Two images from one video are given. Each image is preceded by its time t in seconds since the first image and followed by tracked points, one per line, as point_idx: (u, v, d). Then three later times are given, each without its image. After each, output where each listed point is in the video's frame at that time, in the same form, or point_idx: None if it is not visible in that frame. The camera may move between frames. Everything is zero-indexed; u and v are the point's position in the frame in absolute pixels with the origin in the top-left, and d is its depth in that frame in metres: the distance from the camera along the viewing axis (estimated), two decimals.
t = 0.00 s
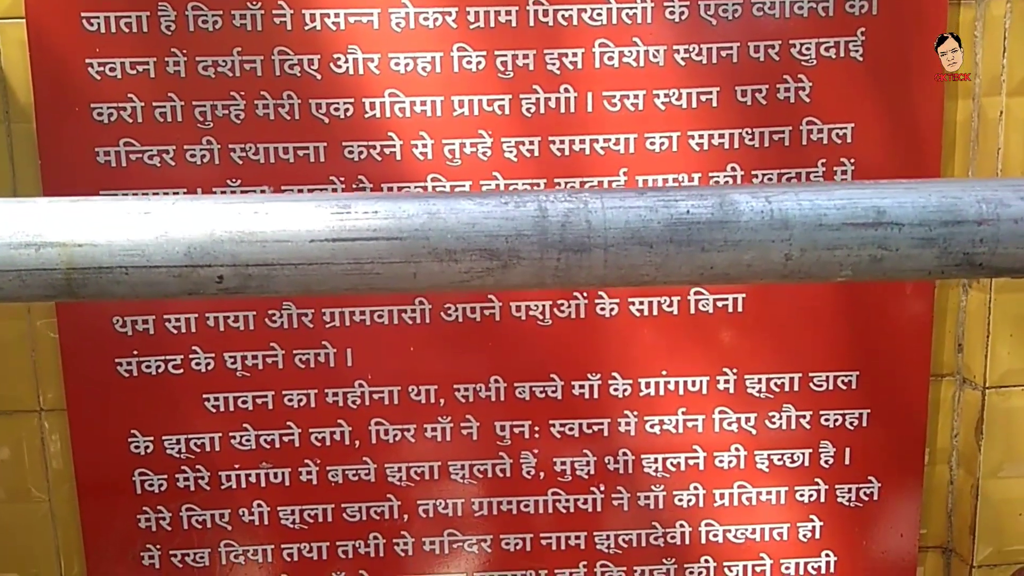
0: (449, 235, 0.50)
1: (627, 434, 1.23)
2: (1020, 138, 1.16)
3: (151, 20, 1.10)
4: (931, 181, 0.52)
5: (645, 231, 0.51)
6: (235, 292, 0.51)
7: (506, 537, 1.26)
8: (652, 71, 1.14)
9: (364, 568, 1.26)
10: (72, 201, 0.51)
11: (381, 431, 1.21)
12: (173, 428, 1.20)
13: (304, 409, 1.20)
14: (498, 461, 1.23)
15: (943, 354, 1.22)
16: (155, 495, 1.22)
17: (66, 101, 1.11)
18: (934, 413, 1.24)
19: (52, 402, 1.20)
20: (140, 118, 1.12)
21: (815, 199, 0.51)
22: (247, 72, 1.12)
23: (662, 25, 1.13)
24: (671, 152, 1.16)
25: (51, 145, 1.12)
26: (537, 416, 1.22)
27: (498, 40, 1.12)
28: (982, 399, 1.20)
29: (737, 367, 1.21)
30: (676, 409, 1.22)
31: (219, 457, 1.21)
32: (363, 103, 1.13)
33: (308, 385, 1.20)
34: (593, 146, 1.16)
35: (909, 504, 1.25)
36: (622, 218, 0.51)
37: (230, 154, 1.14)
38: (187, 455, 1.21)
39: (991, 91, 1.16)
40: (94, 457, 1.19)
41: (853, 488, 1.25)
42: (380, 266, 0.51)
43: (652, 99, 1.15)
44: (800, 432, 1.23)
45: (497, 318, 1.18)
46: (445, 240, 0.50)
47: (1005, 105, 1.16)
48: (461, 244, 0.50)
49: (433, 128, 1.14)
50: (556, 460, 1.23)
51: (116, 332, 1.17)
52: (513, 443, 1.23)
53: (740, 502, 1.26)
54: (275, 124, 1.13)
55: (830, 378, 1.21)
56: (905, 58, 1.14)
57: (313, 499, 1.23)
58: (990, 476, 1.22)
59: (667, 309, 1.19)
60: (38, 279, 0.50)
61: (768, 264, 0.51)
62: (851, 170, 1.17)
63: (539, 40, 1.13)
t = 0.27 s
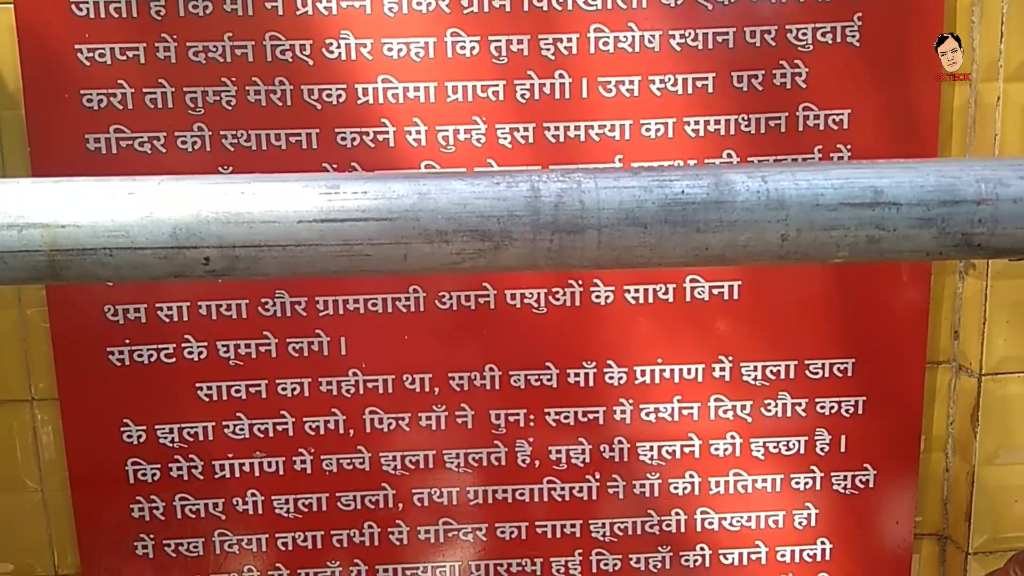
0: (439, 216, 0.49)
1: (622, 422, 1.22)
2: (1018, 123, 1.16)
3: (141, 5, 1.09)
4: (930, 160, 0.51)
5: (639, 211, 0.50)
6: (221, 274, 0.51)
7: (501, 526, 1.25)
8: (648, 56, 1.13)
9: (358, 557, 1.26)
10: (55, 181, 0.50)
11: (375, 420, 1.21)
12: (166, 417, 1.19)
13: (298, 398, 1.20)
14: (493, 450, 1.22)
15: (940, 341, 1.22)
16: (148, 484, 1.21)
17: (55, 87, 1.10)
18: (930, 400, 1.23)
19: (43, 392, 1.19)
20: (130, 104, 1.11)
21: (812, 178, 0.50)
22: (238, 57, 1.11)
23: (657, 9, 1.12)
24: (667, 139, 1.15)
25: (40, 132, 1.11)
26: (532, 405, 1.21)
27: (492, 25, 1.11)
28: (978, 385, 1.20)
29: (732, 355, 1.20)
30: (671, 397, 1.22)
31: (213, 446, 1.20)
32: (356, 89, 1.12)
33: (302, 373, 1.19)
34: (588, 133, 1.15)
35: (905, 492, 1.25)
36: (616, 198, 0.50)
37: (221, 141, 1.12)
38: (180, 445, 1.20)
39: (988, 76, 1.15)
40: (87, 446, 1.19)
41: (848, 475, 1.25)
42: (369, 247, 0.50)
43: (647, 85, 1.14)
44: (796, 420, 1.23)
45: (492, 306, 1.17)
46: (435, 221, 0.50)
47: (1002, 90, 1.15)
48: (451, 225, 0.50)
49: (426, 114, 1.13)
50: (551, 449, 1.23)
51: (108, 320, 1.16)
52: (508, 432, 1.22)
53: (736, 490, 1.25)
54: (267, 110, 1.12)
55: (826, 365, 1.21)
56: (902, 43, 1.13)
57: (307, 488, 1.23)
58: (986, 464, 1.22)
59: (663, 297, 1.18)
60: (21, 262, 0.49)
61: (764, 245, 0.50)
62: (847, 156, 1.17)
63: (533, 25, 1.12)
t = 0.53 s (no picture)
0: (429, 187, 0.48)
1: (616, 406, 1.22)
2: (1017, 103, 1.15)
3: None
4: (933, 130, 0.50)
5: (634, 182, 0.49)
6: (203, 248, 0.49)
7: (494, 511, 1.24)
8: (643, 36, 1.12)
9: (351, 542, 1.25)
10: (29, 150, 0.48)
11: (368, 404, 1.20)
12: (156, 402, 1.18)
13: (289, 383, 1.18)
14: (486, 435, 1.21)
15: (936, 324, 1.21)
16: (138, 470, 1.20)
17: (39, 67, 1.08)
18: (927, 383, 1.23)
19: (30, 377, 1.17)
20: (117, 84, 1.09)
21: (813, 148, 0.49)
22: (226, 37, 1.09)
23: None
24: (662, 120, 1.14)
25: (25, 112, 1.09)
26: (525, 389, 1.20)
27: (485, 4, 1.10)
28: (975, 368, 1.19)
29: (728, 338, 1.20)
30: (666, 381, 1.21)
31: (203, 431, 1.19)
32: (346, 69, 1.10)
33: (293, 358, 1.17)
34: (583, 114, 1.13)
35: (900, 475, 1.24)
36: (611, 169, 0.49)
37: (210, 121, 1.11)
38: (170, 430, 1.19)
39: (987, 57, 1.14)
40: (76, 432, 1.18)
41: (844, 459, 1.24)
42: (356, 219, 0.49)
43: (643, 65, 1.12)
44: (791, 404, 1.22)
45: (485, 290, 1.16)
46: (424, 192, 0.48)
47: (1001, 70, 1.14)
48: (441, 196, 0.48)
49: (418, 95, 1.11)
50: (545, 433, 1.22)
51: (96, 304, 1.14)
52: (501, 416, 1.21)
53: (730, 475, 1.25)
54: (256, 90, 1.10)
55: (821, 349, 1.20)
56: (900, 22, 1.12)
57: (299, 473, 1.22)
58: (983, 448, 1.22)
59: (657, 280, 1.17)
60: None
61: (763, 217, 0.49)
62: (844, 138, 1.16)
63: (526, 4, 1.10)
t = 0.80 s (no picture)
0: (422, 158, 0.47)
1: (614, 391, 1.21)
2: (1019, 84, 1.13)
3: None
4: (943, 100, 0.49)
5: (634, 152, 0.48)
6: (188, 221, 0.48)
7: (492, 496, 1.24)
8: (641, 17, 1.10)
9: (348, 528, 1.24)
10: (5, 120, 0.47)
11: (364, 390, 1.19)
12: (150, 388, 1.17)
13: (284, 368, 1.17)
14: (483, 420, 1.21)
15: (935, 309, 1.20)
16: (132, 456, 1.19)
17: (28, 48, 1.06)
18: (925, 368, 1.22)
19: (22, 363, 1.16)
20: (107, 66, 1.08)
21: (818, 118, 0.48)
22: (218, 17, 1.07)
23: None
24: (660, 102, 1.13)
25: (14, 94, 1.07)
26: (522, 374, 1.19)
27: None
28: (974, 353, 1.19)
29: (726, 322, 1.19)
30: (664, 366, 1.20)
31: (198, 418, 1.18)
32: (340, 50, 1.09)
33: (288, 343, 1.16)
34: (580, 96, 1.12)
35: (899, 460, 1.24)
36: (610, 139, 0.48)
37: (202, 104, 1.09)
38: (164, 416, 1.18)
39: (987, 38, 1.13)
40: (69, 418, 1.17)
41: (842, 443, 1.24)
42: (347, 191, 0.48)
43: (641, 46, 1.11)
44: (789, 388, 1.21)
45: (481, 274, 1.15)
46: (418, 163, 0.47)
47: (1002, 51, 1.13)
48: (435, 167, 0.47)
49: (413, 77, 1.10)
50: (542, 419, 1.21)
51: (88, 289, 1.13)
52: (498, 402, 1.20)
53: (728, 459, 1.24)
54: (248, 72, 1.08)
55: (820, 333, 1.19)
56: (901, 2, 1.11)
57: (295, 459, 1.21)
58: (982, 432, 1.21)
59: (655, 264, 1.16)
60: None
61: (767, 190, 0.49)
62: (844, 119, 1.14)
63: None
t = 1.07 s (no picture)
0: (422, 126, 0.45)
1: (615, 377, 1.19)
2: None
3: None
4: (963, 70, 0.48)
5: (644, 120, 0.46)
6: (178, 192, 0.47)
7: (491, 483, 1.22)
8: None
9: (346, 516, 1.23)
10: None
11: (361, 376, 1.17)
12: (144, 374, 1.15)
13: (280, 354, 1.16)
14: (482, 407, 1.19)
15: (940, 294, 1.19)
16: (126, 443, 1.17)
17: (18, 26, 1.04)
18: (929, 353, 1.21)
19: (13, 348, 1.14)
20: (99, 45, 1.05)
21: (835, 86, 0.46)
22: None
23: None
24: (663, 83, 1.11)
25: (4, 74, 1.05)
26: (522, 360, 1.18)
27: None
28: (979, 338, 1.17)
29: (728, 308, 1.17)
30: (665, 352, 1.19)
31: (193, 404, 1.16)
32: (336, 30, 1.06)
33: (284, 328, 1.15)
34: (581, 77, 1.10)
35: (901, 446, 1.23)
36: (618, 107, 0.46)
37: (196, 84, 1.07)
38: (158, 402, 1.16)
39: (995, 19, 1.10)
40: (62, 405, 1.15)
41: (844, 430, 1.22)
42: (343, 161, 0.46)
43: (643, 26, 1.09)
44: (792, 375, 1.20)
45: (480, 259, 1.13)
46: (417, 132, 0.45)
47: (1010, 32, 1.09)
48: (435, 136, 0.45)
49: (411, 57, 1.08)
50: (542, 405, 1.20)
51: (80, 274, 1.11)
52: (497, 388, 1.19)
53: (729, 446, 1.23)
54: (243, 51, 1.06)
55: (823, 319, 1.18)
56: None
57: (292, 446, 1.19)
58: (987, 418, 1.19)
59: (656, 249, 1.14)
60: None
61: (781, 160, 0.47)
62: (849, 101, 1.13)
63: None
